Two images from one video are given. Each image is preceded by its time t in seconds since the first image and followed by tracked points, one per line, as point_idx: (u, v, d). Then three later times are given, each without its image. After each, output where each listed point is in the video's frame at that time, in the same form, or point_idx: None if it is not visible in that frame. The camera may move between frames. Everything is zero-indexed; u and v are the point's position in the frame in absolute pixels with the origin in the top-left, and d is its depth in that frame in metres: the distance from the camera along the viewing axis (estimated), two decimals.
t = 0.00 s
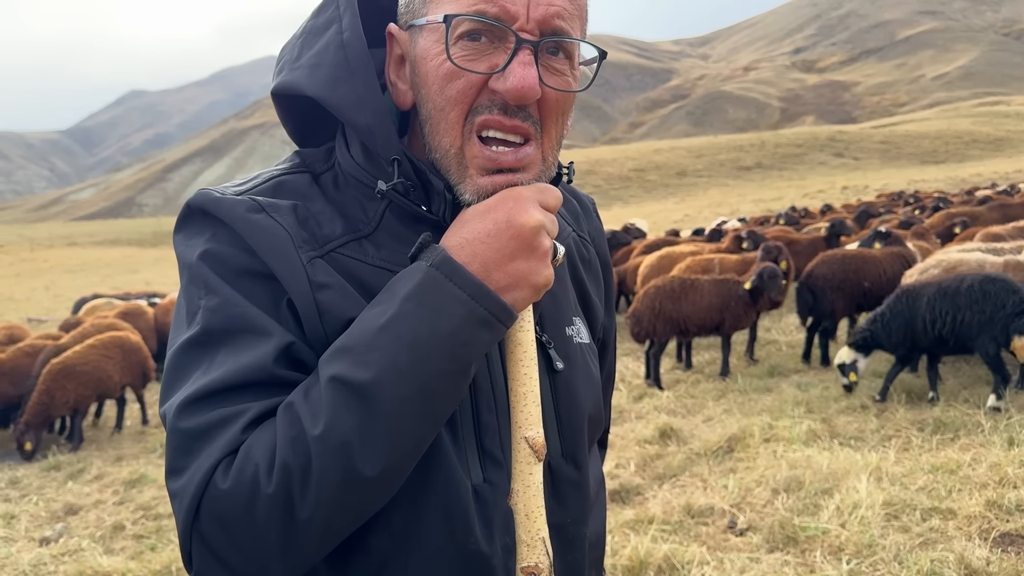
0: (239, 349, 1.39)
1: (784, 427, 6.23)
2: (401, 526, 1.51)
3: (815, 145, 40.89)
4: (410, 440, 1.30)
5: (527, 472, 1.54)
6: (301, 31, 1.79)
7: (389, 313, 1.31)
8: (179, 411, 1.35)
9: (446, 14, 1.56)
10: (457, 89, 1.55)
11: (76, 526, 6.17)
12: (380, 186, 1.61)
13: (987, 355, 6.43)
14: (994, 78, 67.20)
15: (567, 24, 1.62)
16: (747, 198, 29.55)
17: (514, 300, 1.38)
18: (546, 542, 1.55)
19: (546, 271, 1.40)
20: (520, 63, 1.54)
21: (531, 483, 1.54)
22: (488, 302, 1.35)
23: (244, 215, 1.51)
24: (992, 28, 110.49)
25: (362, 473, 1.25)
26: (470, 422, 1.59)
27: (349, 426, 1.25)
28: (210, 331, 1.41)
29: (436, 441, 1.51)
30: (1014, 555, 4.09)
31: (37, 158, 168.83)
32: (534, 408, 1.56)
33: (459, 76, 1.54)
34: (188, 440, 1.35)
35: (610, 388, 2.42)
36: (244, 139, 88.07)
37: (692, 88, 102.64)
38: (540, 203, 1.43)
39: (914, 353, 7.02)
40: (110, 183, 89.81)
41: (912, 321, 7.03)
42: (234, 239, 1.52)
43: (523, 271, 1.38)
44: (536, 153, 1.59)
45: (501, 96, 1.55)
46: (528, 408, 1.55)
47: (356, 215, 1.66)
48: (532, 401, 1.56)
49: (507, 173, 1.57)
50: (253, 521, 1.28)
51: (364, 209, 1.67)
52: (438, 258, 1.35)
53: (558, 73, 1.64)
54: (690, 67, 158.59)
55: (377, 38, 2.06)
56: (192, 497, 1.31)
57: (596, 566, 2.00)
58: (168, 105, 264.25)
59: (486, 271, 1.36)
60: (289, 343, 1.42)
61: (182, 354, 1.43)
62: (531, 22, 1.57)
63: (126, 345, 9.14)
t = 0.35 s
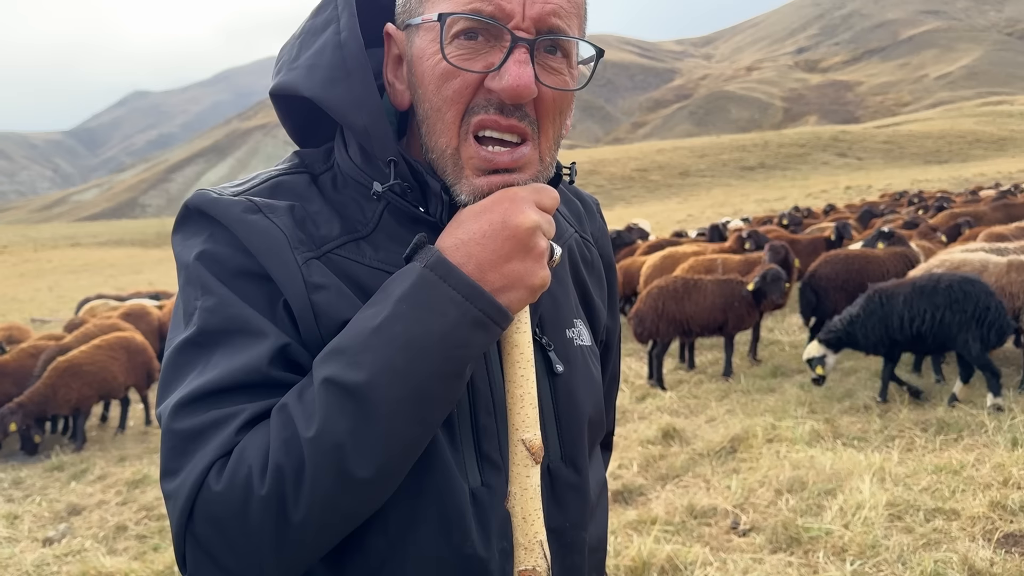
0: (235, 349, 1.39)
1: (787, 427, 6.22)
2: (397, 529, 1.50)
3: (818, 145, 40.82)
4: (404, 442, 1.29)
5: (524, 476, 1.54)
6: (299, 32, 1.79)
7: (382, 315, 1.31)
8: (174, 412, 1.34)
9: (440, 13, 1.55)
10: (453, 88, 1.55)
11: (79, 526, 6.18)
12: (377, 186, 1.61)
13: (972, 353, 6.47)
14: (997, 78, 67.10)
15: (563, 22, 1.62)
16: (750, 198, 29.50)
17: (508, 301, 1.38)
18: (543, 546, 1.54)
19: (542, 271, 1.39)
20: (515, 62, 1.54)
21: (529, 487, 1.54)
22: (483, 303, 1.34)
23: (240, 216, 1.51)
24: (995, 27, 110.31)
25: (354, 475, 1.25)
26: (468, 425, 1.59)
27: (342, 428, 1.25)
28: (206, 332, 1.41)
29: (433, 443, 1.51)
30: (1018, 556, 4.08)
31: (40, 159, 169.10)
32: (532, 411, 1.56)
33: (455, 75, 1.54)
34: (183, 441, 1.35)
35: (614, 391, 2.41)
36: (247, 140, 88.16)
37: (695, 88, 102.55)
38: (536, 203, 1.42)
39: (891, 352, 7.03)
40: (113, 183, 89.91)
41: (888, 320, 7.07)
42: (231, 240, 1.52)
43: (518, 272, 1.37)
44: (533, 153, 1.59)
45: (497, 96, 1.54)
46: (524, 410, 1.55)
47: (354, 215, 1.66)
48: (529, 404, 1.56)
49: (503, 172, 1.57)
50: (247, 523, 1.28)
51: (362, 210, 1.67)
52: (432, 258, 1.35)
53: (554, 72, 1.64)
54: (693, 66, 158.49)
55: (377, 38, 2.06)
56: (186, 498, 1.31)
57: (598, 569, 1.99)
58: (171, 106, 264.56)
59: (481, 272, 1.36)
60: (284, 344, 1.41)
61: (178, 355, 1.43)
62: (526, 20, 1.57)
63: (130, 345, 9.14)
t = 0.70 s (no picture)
0: (241, 350, 1.39)
1: (790, 427, 6.22)
2: (402, 530, 1.50)
3: (821, 145, 40.78)
4: (410, 444, 1.29)
5: (531, 477, 1.53)
6: (305, 32, 1.79)
7: (390, 315, 1.31)
8: (179, 413, 1.34)
9: (446, 14, 1.56)
10: (460, 89, 1.55)
11: (82, 527, 6.19)
12: (384, 187, 1.61)
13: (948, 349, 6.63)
14: (1000, 78, 67.04)
15: (569, 22, 1.62)
16: (753, 199, 29.48)
17: (516, 302, 1.37)
18: (550, 548, 1.54)
19: (550, 271, 1.39)
20: (522, 62, 1.54)
21: (535, 488, 1.53)
22: (490, 303, 1.34)
23: (246, 216, 1.51)
24: (998, 27, 110.20)
25: (360, 477, 1.25)
26: (475, 427, 1.59)
27: (349, 429, 1.25)
28: (212, 332, 1.41)
29: (439, 444, 1.51)
30: (1022, 556, 4.08)
31: (44, 160, 169.31)
32: (538, 412, 1.55)
33: (461, 76, 1.54)
34: (189, 442, 1.35)
35: (620, 392, 2.41)
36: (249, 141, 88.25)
37: (698, 88, 102.52)
38: (544, 205, 1.42)
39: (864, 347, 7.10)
40: (115, 184, 90.00)
41: (869, 317, 7.09)
42: (237, 241, 1.52)
43: (526, 273, 1.37)
44: (540, 153, 1.58)
45: (503, 97, 1.54)
46: (531, 410, 1.55)
47: (361, 216, 1.66)
48: (536, 404, 1.55)
49: (510, 173, 1.56)
50: (252, 526, 1.28)
51: (368, 210, 1.67)
52: (439, 258, 1.35)
53: (561, 73, 1.64)
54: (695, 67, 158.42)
55: (382, 37, 2.06)
56: (191, 500, 1.31)
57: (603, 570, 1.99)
58: (175, 107, 264.84)
59: (488, 272, 1.36)
60: (290, 345, 1.41)
61: (185, 356, 1.43)
62: (532, 21, 1.57)
63: (136, 346, 9.17)
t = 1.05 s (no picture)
0: (252, 352, 1.39)
1: (793, 427, 6.21)
2: (413, 532, 1.49)
3: (823, 144, 40.73)
4: (422, 446, 1.29)
5: (541, 478, 1.54)
6: (315, 31, 1.79)
7: (402, 316, 1.30)
8: (190, 415, 1.34)
9: (463, 23, 1.54)
10: (475, 97, 1.54)
11: (85, 528, 6.20)
12: (395, 188, 1.60)
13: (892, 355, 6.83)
14: (1002, 78, 66.95)
15: (585, 31, 1.61)
16: (754, 198, 29.45)
17: (528, 303, 1.37)
18: (560, 548, 1.54)
19: (562, 273, 1.39)
20: (538, 73, 1.52)
21: (546, 489, 1.54)
22: (502, 304, 1.34)
23: (256, 217, 1.51)
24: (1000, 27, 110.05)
25: (373, 479, 1.25)
26: (484, 429, 1.58)
27: (360, 431, 1.25)
28: (223, 334, 1.40)
29: (449, 445, 1.50)
30: None
31: (47, 160, 169.67)
32: (548, 413, 1.55)
33: (477, 84, 1.54)
34: (199, 444, 1.35)
35: (625, 393, 2.40)
36: (251, 142, 88.34)
37: (700, 88, 102.46)
38: (556, 206, 1.42)
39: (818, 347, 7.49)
40: (118, 185, 90.03)
41: (824, 322, 7.42)
42: (247, 242, 1.52)
43: (539, 273, 1.37)
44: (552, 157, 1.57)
45: (519, 106, 1.53)
46: (542, 412, 1.55)
47: (370, 217, 1.66)
48: (547, 405, 1.55)
49: (522, 174, 1.55)
50: (264, 530, 1.28)
51: (378, 211, 1.66)
52: (451, 259, 1.34)
53: (577, 82, 1.63)
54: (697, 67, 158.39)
55: (392, 36, 2.05)
56: (202, 503, 1.31)
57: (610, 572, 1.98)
58: (177, 107, 265.06)
59: (501, 274, 1.36)
60: (301, 347, 1.41)
61: (193, 357, 1.43)
62: (549, 31, 1.56)
63: (139, 346, 9.20)
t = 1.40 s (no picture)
0: (259, 351, 1.36)
1: (794, 425, 6.20)
2: (421, 534, 1.46)
3: (825, 142, 40.71)
4: (433, 446, 1.26)
5: (551, 476, 1.52)
6: (321, 28, 1.75)
7: (413, 314, 1.27)
8: (198, 415, 1.30)
9: (475, 18, 1.50)
10: (486, 94, 1.50)
11: (88, 527, 6.21)
12: (403, 186, 1.58)
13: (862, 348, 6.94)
14: (1004, 75, 66.85)
15: (596, 28, 1.58)
16: (756, 197, 29.46)
17: (539, 301, 1.34)
18: (569, 547, 1.52)
19: (573, 270, 1.37)
20: (549, 70, 1.49)
21: (555, 489, 1.52)
22: (514, 302, 1.31)
23: (263, 215, 1.48)
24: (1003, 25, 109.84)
25: (384, 479, 1.22)
26: (492, 429, 1.54)
27: (372, 430, 1.21)
28: (229, 333, 1.37)
29: (457, 446, 1.46)
30: None
31: (50, 160, 169.91)
32: (558, 411, 1.53)
33: (487, 81, 1.49)
34: (207, 444, 1.31)
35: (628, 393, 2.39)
36: (253, 142, 88.44)
37: (702, 86, 102.43)
38: (566, 204, 1.40)
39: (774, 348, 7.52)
40: (120, 185, 90.14)
41: (780, 324, 7.47)
42: (254, 240, 1.49)
43: (549, 271, 1.34)
44: (563, 154, 1.53)
45: (529, 104, 1.49)
46: (551, 410, 1.52)
47: (377, 215, 1.64)
48: (556, 404, 1.53)
49: (531, 171, 1.52)
50: (274, 530, 1.24)
51: (385, 209, 1.65)
52: (462, 257, 1.32)
53: (587, 79, 1.59)
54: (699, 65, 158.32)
55: (399, 31, 2.02)
56: (210, 504, 1.27)
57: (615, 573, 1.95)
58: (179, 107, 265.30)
59: (511, 271, 1.33)
60: (310, 346, 1.38)
61: (200, 355, 1.39)
62: (561, 27, 1.53)
63: (142, 346, 9.22)
